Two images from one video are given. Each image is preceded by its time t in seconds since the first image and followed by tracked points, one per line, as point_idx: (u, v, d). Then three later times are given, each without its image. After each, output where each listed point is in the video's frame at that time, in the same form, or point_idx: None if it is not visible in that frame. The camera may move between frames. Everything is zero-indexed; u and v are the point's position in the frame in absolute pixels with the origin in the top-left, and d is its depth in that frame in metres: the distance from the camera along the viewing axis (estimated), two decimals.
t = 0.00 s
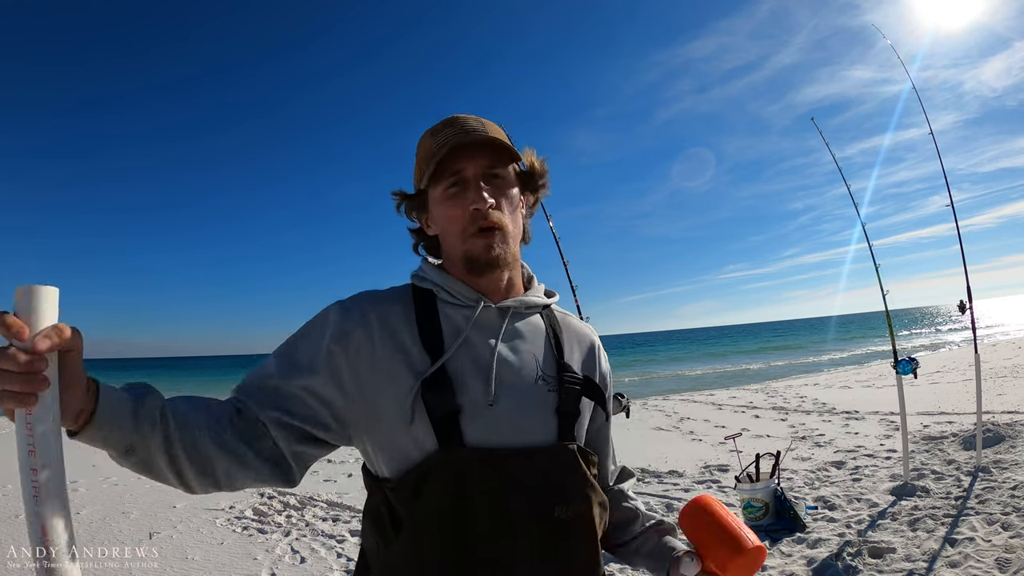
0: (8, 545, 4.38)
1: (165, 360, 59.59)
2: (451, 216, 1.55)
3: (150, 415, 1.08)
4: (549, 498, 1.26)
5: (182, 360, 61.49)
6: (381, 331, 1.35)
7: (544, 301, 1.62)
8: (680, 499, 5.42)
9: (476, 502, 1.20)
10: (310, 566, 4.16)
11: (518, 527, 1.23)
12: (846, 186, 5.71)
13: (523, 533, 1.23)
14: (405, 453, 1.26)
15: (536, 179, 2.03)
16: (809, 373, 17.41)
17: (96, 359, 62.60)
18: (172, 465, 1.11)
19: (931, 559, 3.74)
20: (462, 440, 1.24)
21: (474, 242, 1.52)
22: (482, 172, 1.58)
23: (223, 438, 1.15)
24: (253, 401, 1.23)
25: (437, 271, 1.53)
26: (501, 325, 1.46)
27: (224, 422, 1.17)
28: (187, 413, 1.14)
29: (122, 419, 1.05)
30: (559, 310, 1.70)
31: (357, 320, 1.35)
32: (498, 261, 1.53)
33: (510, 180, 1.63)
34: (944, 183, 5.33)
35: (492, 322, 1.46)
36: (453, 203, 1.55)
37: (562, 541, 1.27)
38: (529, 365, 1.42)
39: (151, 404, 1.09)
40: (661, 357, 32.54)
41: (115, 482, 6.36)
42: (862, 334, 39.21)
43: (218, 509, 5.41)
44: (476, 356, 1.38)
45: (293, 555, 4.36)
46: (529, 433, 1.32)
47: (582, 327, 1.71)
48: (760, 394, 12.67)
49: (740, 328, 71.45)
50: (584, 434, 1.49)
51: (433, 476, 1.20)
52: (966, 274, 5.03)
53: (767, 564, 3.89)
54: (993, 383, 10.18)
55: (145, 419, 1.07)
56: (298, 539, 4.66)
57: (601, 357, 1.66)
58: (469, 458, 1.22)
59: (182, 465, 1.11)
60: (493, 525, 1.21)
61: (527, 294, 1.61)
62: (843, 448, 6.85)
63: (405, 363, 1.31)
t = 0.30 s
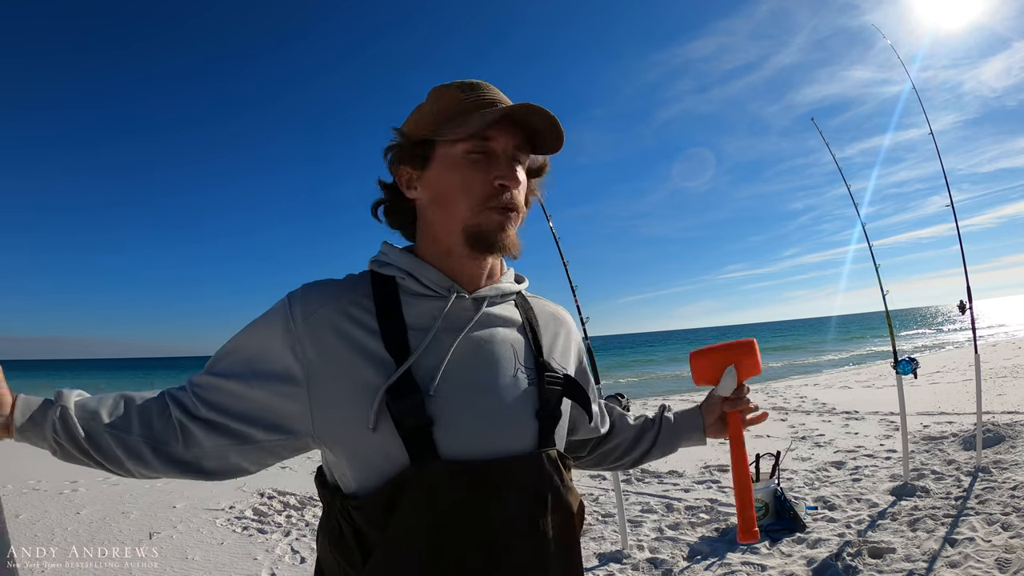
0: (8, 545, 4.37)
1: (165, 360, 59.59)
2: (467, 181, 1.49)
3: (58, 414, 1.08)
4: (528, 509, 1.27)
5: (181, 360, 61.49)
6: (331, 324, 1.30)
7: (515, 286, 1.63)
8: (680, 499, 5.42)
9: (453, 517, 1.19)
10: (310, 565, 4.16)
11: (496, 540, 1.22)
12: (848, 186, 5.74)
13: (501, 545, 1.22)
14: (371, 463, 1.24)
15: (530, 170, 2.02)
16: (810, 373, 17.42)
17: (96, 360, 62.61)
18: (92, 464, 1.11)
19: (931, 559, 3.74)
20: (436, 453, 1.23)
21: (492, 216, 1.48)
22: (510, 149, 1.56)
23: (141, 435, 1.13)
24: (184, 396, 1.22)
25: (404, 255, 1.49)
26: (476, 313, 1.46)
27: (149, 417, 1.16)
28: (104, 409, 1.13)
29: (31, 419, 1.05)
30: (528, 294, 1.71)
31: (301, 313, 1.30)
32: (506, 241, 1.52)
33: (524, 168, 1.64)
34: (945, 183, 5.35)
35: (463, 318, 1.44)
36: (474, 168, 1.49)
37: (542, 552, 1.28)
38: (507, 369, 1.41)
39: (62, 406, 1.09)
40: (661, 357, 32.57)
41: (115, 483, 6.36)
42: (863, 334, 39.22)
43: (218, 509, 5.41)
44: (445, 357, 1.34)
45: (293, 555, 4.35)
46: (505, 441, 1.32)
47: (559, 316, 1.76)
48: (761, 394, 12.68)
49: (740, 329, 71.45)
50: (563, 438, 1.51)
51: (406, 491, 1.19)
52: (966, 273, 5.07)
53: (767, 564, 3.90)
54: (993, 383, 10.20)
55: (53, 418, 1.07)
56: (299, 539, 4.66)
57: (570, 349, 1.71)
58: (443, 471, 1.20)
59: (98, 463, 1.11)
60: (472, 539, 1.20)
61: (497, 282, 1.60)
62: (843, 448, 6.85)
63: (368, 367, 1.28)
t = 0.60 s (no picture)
0: (8, 545, 4.37)
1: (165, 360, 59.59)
2: (487, 184, 1.47)
3: (18, 419, 1.05)
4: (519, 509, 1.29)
5: (181, 360, 61.47)
6: (306, 326, 1.27)
7: (495, 283, 1.65)
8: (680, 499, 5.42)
9: (447, 523, 1.18)
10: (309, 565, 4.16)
11: (493, 544, 1.22)
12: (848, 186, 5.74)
13: (497, 547, 1.22)
14: (357, 473, 1.22)
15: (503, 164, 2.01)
16: (810, 374, 17.42)
17: (96, 359, 62.59)
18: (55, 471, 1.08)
19: (931, 559, 3.74)
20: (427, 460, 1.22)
21: (512, 219, 1.52)
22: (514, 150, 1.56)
23: (105, 440, 1.10)
24: (150, 402, 1.19)
25: (385, 254, 1.47)
26: (462, 310, 1.48)
27: (113, 423, 1.13)
28: (65, 414, 1.09)
29: None
30: (506, 292, 1.72)
31: (274, 313, 1.27)
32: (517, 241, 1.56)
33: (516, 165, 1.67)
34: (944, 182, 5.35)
35: (445, 319, 1.43)
36: (495, 173, 1.48)
37: (535, 549, 1.30)
38: (493, 371, 1.42)
39: (23, 410, 1.06)
40: (661, 358, 32.58)
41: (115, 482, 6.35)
42: (863, 334, 39.22)
43: (218, 509, 5.41)
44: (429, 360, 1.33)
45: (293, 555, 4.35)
46: (493, 444, 1.32)
47: (538, 310, 1.78)
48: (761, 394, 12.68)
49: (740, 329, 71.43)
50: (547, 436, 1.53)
51: (398, 501, 1.17)
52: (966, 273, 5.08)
53: (767, 564, 3.89)
54: (994, 383, 10.19)
55: (12, 424, 1.04)
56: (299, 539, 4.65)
57: (550, 347, 1.73)
58: (435, 477, 1.19)
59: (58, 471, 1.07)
60: (467, 545, 1.19)
61: (477, 279, 1.59)
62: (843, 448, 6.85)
63: (352, 371, 1.26)
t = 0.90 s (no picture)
0: (8, 545, 4.38)
1: (165, 360, 59.57)
2: (496, 178, 1.48)
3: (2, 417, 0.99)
4: (527, 507, 1.31)
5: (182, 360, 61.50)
6: (319, 324, 1.27)
7: (500, 283, 1.65)
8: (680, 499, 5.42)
9: (459, 521, 1.19)
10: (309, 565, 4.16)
11: (502, 542, 1.23)
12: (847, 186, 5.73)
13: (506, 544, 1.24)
14: (368, 473, 1.22)
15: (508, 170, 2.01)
16: (810, 374, 17.42)
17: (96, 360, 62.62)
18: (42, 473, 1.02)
19: (931, 559, 3.74)
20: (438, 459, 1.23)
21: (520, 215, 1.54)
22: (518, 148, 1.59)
23: (102, 440, 1.06)
24: (147, 400, 1.14)
25: (396, 251, 1.47)
26: (471, 307, 1.49)
27: (108, 423, 1.08)
28: (54, 410, 1.04)
29: None
30: (509, 294, 1.72)
31: (286, 312, 1.26)
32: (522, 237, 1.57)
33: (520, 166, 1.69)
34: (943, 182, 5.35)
35: (455, 317, 1.44)
36: (504, 169, 1.50)
37: (542, 546, 1.32)
38: (502, 368, 1.44)
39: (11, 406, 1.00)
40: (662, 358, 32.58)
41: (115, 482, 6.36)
42: (863, 334, 39.22)
43: (218, 509, 5.42)
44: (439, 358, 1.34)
45: (293, 555, 4.36)
46: (503, 442, 1.34)
47: (540, 313, 1.79)
48: (761, 394, 12.68)
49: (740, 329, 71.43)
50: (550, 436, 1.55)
51: (410, 500, 1.17)
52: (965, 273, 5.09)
53: (767, 564, 3.90)
54: (994, 383, 10.20)
55: None
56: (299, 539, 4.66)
57: (552, 347, 1.74)
58: (446, 476, 1.20)
59: (47, 472, 1.02)
60: (478, 542, 1.21)
61: (483, 277, 1.61)
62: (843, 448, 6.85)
63: (364, 371, 1.26)
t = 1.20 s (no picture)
0: (8, 545, 4.37)
1: (165, 360, 59.56)
2: (526, 191, 1.49)
3: (43, 412, 0.97)
4: (546, 497, 1.32)
5: (181, 360, 61.51)
6: (351, 320, 1.28)
7: (518, 287, 1.66)
8: (680, 499, 5.42)
9: (481, 508, 1.20)
10: (310, 565, 4.16)
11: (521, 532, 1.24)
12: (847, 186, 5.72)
13: (524, 533, 1.25)
14: (395, 463, 1.22)
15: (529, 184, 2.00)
16: (809, 374, 17.41)
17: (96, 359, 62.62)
18: (82, 468, 1.01)
19: (931, 559, 3.74)
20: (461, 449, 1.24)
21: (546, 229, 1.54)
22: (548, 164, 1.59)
23: (141, 435, 1.05)
24: (183, 395, 1.13)
25: (423, 253, 1.48)
26: (493, 310, 1.49)
27: (146, 418, 1.07)
28: (96, 404, 1.03)
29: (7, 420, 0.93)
30: (525, 298, 1.72)
31: (319, 308, 1.26)
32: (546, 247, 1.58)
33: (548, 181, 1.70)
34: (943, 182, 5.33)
35: (479, 316, 1.45)
36: (535, 183, 1.51)
37: (559, 537, 1.33)
38: (520, 362, 1.44)
39: (53, 401, 0.99)
40: (662, 358, 32.58)
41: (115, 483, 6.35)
42: (862, 334, 39.21)
43: (218, 509, 5.42)
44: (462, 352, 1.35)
45: (293, 555, 4.35)
46: (522, 435, 1.34)
47: (552, 314, 1.80)
48: (761, 394, 12.68)
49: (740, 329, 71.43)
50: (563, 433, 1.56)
51: (434, 488, 1.18)
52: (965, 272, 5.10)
53: (767, 564, 3.89)
54: (993, 383, 10.18)
55: (40, 416, 0.96)
56: (299, 539, 4.66)
57: (564, 347, 1.75)
58: (469, 466, 1.21)
59: (87, 467, 1.01)
60: (500, 532, 1.22)
61: (506, 282, 1.61)
62: (843, 448, 6.85)
63: (393, 365, 1.26)
